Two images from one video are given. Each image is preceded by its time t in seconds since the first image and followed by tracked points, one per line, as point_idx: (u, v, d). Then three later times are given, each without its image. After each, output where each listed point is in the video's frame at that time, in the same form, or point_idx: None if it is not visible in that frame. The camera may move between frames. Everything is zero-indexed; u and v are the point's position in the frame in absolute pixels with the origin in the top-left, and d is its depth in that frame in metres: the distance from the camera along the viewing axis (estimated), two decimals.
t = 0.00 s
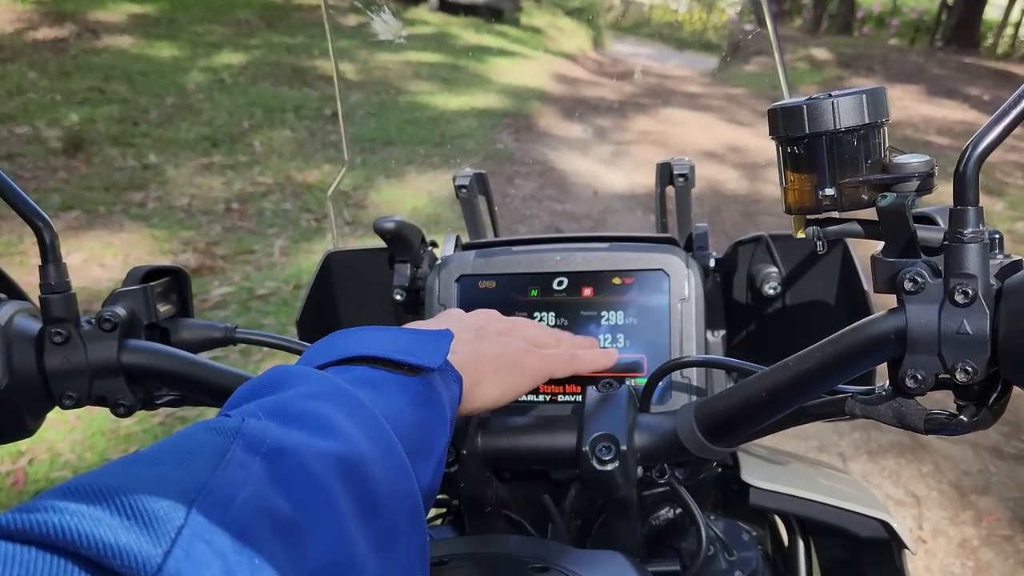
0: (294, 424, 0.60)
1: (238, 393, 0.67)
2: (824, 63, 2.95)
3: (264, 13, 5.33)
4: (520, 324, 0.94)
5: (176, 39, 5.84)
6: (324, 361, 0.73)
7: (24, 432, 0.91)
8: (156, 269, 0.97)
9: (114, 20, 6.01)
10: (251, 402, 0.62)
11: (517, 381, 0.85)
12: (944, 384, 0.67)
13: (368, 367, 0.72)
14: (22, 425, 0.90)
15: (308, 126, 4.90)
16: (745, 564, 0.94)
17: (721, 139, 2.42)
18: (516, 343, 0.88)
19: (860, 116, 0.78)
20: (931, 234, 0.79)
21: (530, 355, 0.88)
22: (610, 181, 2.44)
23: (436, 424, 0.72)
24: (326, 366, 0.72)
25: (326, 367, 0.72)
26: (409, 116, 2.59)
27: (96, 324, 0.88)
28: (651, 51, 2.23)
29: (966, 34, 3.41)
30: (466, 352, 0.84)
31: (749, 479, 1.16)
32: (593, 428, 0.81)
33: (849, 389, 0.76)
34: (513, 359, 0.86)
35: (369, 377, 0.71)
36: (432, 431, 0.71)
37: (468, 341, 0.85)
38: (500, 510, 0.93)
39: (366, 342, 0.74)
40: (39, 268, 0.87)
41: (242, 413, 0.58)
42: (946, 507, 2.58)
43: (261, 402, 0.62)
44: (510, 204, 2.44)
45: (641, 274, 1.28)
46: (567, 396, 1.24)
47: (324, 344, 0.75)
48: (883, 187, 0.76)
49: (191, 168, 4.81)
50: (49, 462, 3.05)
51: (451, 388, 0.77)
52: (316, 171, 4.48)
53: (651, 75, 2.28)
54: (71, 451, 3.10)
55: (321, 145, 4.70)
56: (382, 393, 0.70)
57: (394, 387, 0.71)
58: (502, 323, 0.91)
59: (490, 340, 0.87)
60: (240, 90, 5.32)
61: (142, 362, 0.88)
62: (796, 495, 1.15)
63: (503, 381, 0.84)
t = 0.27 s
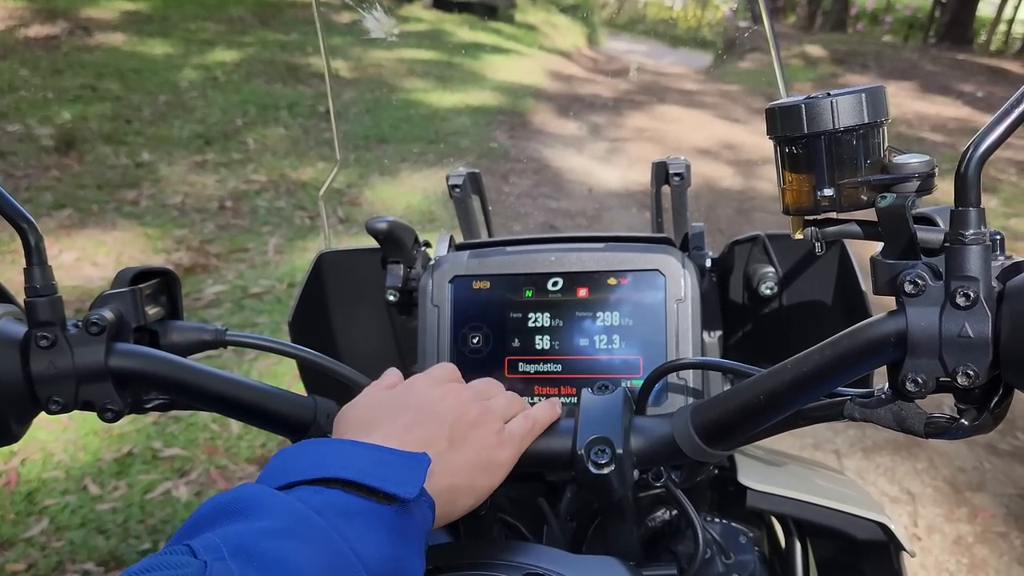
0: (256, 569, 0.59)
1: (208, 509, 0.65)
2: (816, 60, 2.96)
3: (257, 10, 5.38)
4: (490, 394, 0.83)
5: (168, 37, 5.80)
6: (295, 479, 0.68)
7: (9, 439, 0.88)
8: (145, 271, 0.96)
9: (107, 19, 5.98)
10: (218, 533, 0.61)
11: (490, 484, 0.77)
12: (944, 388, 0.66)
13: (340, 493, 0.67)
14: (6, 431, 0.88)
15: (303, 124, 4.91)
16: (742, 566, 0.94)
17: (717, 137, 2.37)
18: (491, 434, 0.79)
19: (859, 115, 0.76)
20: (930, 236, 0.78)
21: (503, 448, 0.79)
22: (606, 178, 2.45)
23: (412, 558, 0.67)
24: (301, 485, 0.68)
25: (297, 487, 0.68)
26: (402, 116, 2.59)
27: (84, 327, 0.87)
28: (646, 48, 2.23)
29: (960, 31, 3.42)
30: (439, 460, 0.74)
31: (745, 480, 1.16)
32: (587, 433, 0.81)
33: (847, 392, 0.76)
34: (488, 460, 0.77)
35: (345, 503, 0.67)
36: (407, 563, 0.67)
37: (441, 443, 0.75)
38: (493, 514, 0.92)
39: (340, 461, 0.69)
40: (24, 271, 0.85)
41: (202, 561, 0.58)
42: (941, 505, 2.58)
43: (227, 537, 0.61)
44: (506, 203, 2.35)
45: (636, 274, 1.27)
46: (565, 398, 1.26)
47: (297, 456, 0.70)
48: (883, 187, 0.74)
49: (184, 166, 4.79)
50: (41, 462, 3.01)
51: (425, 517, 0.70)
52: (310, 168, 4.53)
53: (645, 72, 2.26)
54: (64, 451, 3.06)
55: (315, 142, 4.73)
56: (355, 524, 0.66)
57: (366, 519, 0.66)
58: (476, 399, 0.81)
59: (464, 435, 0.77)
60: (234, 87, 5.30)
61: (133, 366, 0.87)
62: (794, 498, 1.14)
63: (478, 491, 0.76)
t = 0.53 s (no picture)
0: (257, 557, 0.60)
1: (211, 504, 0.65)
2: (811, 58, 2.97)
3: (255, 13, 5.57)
4: (494, 387, 0.83)
5: (163, 35, 5.79)
6: (299, 479, 0.68)
7: None
8: (138, 271, 0.96)
9: (101, 16, 5.96)
10: (222, 523, 0.62)
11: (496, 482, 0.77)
12: (940, 388, 0.66)
13: (345, 492, 0.67)
14: None
15: (298, 122, 4.93)
16: (738, 566, 0.94)
17: (712, 135, 2.36)
18: (495, 431, 0.79)
19: (854, 114, 0.76)
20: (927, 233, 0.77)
21: (510, 443, 0.79)
22: (601, 177, 2.43)
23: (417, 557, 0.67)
24: (305, 485, 0.68)
25: (303, 485, 0.68)
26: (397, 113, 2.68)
27: (75, 329, 0.87)
28: (641, 46, 2.21)
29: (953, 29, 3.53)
30: (444, 461, 0.74)
31: (741, 480, 1.15)
32: (582, 432, 0.81)
33: (844, 391, 0.76)
34: (493, 459, 0.77)
35: (350, 502, 0.66)
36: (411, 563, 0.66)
37: (447, 443, 0.75)
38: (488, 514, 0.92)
39: (346, 462, 0.69)
40: (14, 271, 0.85)
41: (205, 545, 0.59)
42: (936, 501, 2.58)
43: (231, 527, 0.61)
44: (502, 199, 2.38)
45: (631, 273, 1.27)
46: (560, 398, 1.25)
47: (302, 456, 0.70)
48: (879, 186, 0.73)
49: (180, 164, 4.77)
50: (36, 462, 2.99)
51: (430, 520, 0.70)
52: (306, 166, 4.55)
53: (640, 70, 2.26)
54: (59, 450, 3.04)
55: (311, 141, 4.76)
56: (359, 521, 0.65)
57: (371, 517, 0.66)
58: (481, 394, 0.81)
59: (469, 434, 0.77)
60: (229, 85, 5.29)
61: (125, 367, 0.87)
62: (790, 497, 1.14)
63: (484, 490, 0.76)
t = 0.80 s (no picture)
0: (265, 481, 0.58)
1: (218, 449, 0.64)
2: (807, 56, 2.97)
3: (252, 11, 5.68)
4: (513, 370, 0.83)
5: (160, 33, 5.77)
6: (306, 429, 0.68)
7: None
8: (129, 270, 0.96)
9: (97, 15, 5.93)
10: (228, 458, 0.61)
11: (501, 458, 0.76)
12: (932, 386, 0.66)
13: (352, 441, 0.66)
14: None
15: (295, 120, 4.93)
16: (732, 565, 0.95)
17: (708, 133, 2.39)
18: (506, 408, 0.78)
19: (846, 111, 0.76)
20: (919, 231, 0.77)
21: (519, 422, 0.78)
22: (596, 176, 2.37)
23: (421, 506, 0.66)
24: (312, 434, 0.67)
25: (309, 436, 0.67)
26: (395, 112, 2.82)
27: (64, 329, 0.86)
28: (637, 43, 2.18)
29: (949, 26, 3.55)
30: (451, 430, 0.74)
31: (735, 479, 1.16)
32: (575, 431, 0.81)
33: (835, 390, 0.76)
34: (500, 433, 0.76)
35: (355, 448, 0.66)
36: (414, 509, 0.65)
37: (456, 413, 0.75)
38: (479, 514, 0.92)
39: (353, 414, 0.68)
40: (3, 271, 0.84)
41: (210, 470, 0.58)
42: (932, 498, 2.59)
43: (238, 459, 0.60)
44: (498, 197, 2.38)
45: (627, 272, 1.27)
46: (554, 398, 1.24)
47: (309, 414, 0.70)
48: (872, 184, 0.72)
49: (176, 163, 4.76)
50: (32, 462, 2.97)
51: (435, 473, 0.69)
52: (302, 164, 4.62)
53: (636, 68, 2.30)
54: (54, 450, 3.03)
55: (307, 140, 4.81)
56: (365, 463, 0.64)
57: (377, 462, 0.65)
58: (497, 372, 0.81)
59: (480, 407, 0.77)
60: (225, 84, 5.28)
61: (115, 367, 0.87)
62: (784, 495, 1.14)
63: (489, 463, 0.75)
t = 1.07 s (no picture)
0: (249, 495, 0.59)
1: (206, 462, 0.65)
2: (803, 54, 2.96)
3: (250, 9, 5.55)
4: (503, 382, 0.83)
5: (156, 32, 5.76)
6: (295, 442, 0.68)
7: None
8: (119, 273, 0.95)
9: (93, 14, 5.91)
10: (213, 470, 0.61)
11: (489, 471, 0.77)
12: (923, 388, 0.66)
13: (339, 455, 0.67)
14: None
15: (291, 119, 4.92)
16: (725, 566, 0.94)
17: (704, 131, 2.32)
18: (495, 421, 0.79)
19: (837, 112, 0.75)
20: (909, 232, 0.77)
21: (508, 434, 0.79)
22: (595, 174, 2.40)
23: (406, 521, 0.67)
24: (301, 447, 0.67)
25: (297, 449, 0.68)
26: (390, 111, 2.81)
27: (52, 332, 0.86)
28: (635, 41, 2.23)
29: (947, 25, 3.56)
30: (439, 444, 0.75)
31: (728, 480, 1.15)
32: (567, 432, 0.80)
33: (827, 391, 0.76)
34: (488, 447, 0.77)
35: (342, 463, 0.66)
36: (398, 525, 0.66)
37: (444, 427, 0.75)
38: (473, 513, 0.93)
39: (340, 429, 0.69)
40: None
41: (194, 483, 0.59)
42: (929, 496, 2.59)
43: (224, 472, 0.61)
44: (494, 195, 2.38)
45: (620, 272, 1.26)
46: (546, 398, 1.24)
47: (298, 427, 0.70)
48: (862, 185, 0.72)
49: (171, 162, 4.75)
50: (27, 462, 2.96)
51: (422, 489, 0.70)
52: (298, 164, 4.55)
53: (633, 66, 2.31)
54: (50, 450, 3.02)
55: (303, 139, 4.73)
56: (350, 478, 0.65)
57: (363, 477, 0.66)
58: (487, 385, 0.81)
59: (469, 421, 0.77)
60: (221, 83, 5.26)
61: (104, 370, 0.86)
62: (777, 496, 1.14)
63: (476, 477, 0.76)
